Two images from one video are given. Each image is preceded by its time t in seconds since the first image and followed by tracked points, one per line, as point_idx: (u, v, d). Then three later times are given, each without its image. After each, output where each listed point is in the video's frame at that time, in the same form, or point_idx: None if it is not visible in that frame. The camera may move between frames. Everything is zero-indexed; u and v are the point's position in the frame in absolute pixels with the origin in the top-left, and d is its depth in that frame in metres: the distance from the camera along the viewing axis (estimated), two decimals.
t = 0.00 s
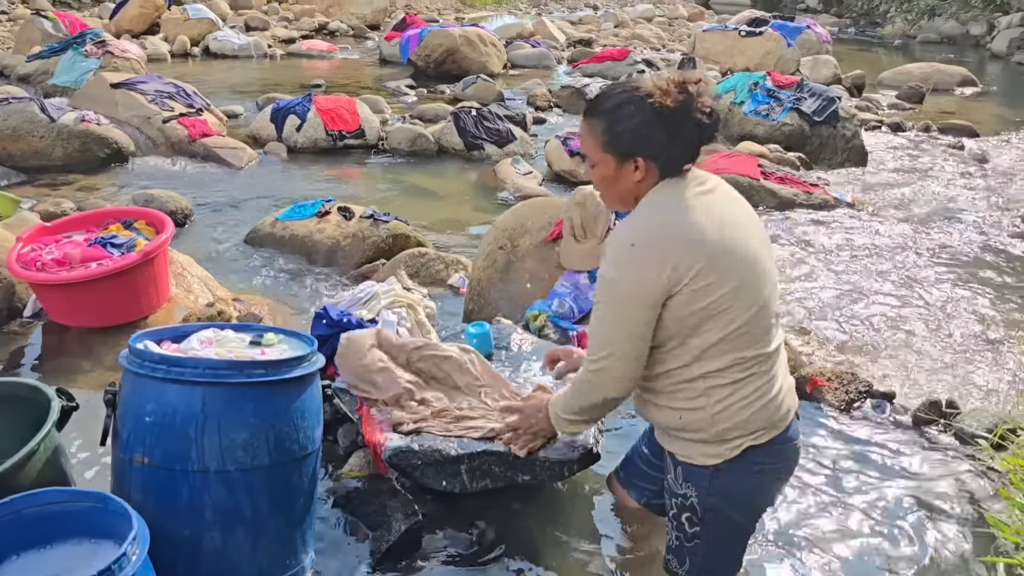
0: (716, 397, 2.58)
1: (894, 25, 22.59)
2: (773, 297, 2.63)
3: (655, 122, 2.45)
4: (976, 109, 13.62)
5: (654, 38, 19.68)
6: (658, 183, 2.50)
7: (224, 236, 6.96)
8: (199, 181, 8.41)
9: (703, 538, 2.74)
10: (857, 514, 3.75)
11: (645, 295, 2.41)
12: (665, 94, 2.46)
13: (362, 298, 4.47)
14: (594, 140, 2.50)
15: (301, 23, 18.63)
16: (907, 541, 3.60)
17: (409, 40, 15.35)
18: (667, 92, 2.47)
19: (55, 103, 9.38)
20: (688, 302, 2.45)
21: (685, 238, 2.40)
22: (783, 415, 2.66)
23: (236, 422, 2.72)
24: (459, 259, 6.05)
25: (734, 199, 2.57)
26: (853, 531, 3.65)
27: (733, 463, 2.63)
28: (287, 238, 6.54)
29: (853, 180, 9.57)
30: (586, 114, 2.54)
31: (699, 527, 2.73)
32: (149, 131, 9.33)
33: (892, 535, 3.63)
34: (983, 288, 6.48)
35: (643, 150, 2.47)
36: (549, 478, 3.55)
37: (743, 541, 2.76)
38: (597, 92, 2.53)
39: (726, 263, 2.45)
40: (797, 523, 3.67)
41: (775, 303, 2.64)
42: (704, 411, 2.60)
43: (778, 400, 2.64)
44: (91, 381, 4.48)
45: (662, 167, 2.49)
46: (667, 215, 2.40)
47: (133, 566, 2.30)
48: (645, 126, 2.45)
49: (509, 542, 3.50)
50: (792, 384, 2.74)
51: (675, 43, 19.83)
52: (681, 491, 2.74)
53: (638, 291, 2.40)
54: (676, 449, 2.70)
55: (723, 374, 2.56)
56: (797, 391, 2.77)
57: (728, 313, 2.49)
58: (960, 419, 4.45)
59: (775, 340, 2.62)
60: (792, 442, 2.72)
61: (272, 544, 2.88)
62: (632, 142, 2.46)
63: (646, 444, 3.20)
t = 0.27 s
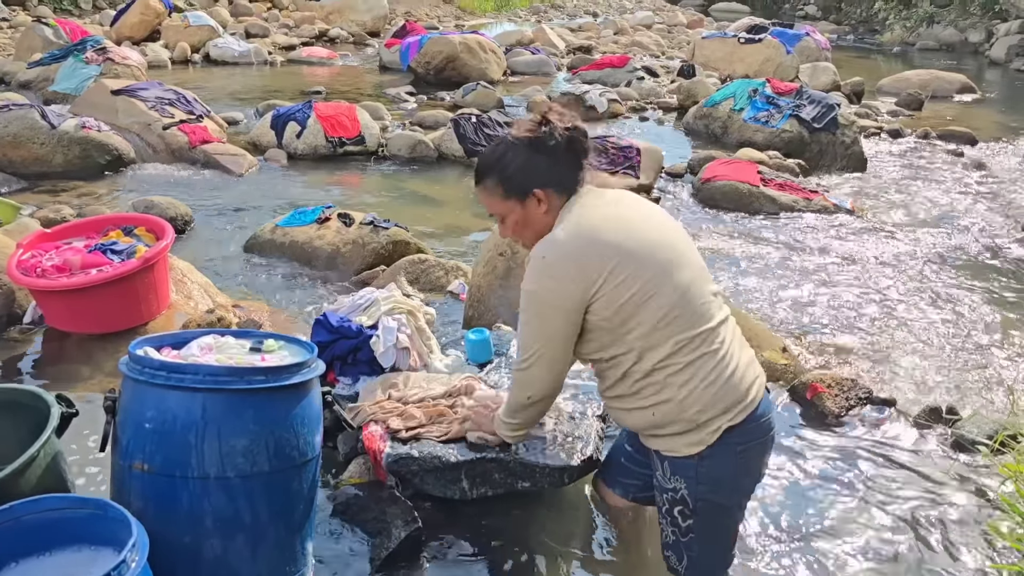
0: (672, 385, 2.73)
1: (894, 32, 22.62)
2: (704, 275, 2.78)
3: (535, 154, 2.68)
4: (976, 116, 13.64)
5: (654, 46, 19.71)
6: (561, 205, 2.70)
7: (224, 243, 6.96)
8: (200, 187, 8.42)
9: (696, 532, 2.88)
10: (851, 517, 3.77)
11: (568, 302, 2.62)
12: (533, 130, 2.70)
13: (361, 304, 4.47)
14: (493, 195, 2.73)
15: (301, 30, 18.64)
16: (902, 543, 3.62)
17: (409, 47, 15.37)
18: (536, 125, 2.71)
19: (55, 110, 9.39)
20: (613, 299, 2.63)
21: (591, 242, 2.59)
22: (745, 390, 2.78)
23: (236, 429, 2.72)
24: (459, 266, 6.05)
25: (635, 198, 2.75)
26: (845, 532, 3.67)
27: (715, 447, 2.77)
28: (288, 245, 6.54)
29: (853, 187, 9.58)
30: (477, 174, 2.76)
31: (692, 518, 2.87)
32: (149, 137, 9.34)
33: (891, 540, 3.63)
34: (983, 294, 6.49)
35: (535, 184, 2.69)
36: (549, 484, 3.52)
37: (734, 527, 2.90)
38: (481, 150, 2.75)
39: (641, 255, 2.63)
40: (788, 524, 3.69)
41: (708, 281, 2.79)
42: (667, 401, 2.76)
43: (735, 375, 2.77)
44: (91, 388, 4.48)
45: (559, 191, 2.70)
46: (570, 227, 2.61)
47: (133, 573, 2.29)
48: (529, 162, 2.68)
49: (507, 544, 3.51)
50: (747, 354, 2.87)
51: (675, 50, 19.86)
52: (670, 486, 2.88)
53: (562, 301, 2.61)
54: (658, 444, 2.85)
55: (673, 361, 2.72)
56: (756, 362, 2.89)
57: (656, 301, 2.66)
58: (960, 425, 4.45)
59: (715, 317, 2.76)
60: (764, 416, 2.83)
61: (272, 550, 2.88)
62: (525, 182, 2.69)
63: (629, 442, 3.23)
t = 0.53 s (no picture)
0: (670, 381, 2.76)
1: (892, 41, 22.67)
2: (703, 275, 2.83)
3: (558, 133, 2.73)
4: (974, 125, 13.66)
5: (654, 55, 19.75)
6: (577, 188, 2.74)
7: (224, 251, 6.97)
8: (200, 196, 8.43)
9: (690, 528, 2.91)
10: (845, 524, 3.76)
11: (571, 290, 2.64)
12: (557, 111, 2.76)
13: (361, 313, 4.49)
14: (511, 169, 2.74)
15: (302, 39, 18.69)
16: (899, 551, 3.62)
17: (409, 56, 15.40)
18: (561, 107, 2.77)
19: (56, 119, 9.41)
20: (616, 292, 2.67)
21: (597, 232, 2.62)
22: (741, 389, 2.83)
23: (235, 438, 2.72)
24: (458, 274, 6.07)
25: (640, 196, 2.81)
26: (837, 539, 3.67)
27: (711, 444, 2.80)
28: (287, 253, 6.55)
29: (852, 195, 9.59)
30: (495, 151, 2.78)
31: (687, 516, 2.90)
32: (150, 146, 9.36)
33: (890, 549, 3.63)
34: (981, 303, 6.49)
35: (557, 161, 2.72)
36: (548, 492, 3.60)
37: (729, 522, 2.93)
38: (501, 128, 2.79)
39: (646, 249, 2.67)
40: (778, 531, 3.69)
41: (708, 281, 2.83)
42: (664, 396, 2.78)
43: (731, 374, 2.81)
44: (90, 396, 4.48)
45: (577, 174, 2.75)
46: (578, 216, 2.65)
47: None
48: (552, 140, 2.72)
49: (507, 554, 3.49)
50: (743, 354, 2.92)
51: (675, 59, 19.91)
52: (666, 483, 2.92)
53: (565, 288, 2.63)
54: (654, 440, 2.87)
55: (671, 357, 2.75)
56: (751, 362, 2.94)
57: (659, 297, 2.69)
58: (959, 434, 4.45)
59: (713, 316, 2.81)
60: (758, 415, 2.88)
61: (271, 559, 2.88)
62: (546, 159, 2.72)
63: (622, 443, 3.29)
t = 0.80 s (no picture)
0: (685, 397, 2.75)
1: (892, 49, 22.72)
2: (718, 293, 2.83)
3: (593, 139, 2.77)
4: (974, 133, 13.68)
5: (654, 63, 19.80)
6: (603, 195, 2.76)
7: (224, 259, 6.98)
8: (200, 204, 8.44)
9: (700, 543, 2.87)
10: (844, 533, 3.76)
11: (594, 305, 2.60)
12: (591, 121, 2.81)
13: (361, 320, 4.49)
14: (544, 161, 2.73)
15: (303, 46, 18.74)
16: (896, 561, 3.61)
17: (409, 64, 15.44)
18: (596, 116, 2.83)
19: (57, 127, 9.43)
20: (639, 305, 2.63)
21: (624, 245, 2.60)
22: (752, 408, 2.83)
23: (233, 447, 2.72)
24: (458, 282, 6.07)
25: (660, 211, 2.80)
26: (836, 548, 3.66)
27: (720, 460, 2.79)
28: (287, 260, 6.55)
29: (852, 204, 9.60)
30: (526, 143, 2.77)
31: (697, 531, 2.87)
32: (151, 153, 9.37)
33: (889, 558, 3.62)
34: (981, 311, 6.49)
35: (590, 162, 2.74)
36: (548, 502, 3.49)
37: (739, 537, 2.90)
38: (532, 124, 2.80)
39: (667, 265, 2.66)
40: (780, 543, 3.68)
41: (720, 296, 2.83)
42: (678, 411, 2.76)
43: (744, 392, 2.81)
44: (89, 404, 4.47)
45: (604, 180, 2.77)
46: (604, 227, 2.63)
47: None
48: (589, 143, 2.75)
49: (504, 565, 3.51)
50: (753, 373, 2.93)
51: (675, 67, 19.95)
52: (675, 498, 2.89)
53: (590, 301, 2.59)
54: (663, 454, 2.85)
55: (686, 373, 2.73)
56: (761, 380, 2.94)
57: (678, 313, 2.68)
58: (959, 443, 4.44)
59: (726, 332, 2.80)
60: (767, 432, 2.88)
61: (268, 568, 2.87)
62: (581, 159, 2.73)
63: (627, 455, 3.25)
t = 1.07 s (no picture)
0: (701, 400, 2.71)
1: (892, 55, 22.76)
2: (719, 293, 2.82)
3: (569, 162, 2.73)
4: (974, 139, 13.67)
5: (654, 69, 19.82)
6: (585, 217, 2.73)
7: (222, 264, 6.97)
8: (199, 209, 8.44)
9: (724, 554, 2.82)
10: (842, 539, 3.74)
11: (598, 311, 2.58)
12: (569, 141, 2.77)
13: (358, 326, 4.48)
14: (521, 192, 2.72)
15: (303, 52, 18.76)
16: (897, 568, 3.59)
17: (409, 70, 15.46)
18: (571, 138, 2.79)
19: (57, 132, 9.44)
20: (643, 310, 2.61)
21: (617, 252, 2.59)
22: (768, 407, 2.79)
23: (227, 453, 2.70)
24: (456, 287, 6.05)
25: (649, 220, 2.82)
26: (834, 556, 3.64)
27: (746, 466, 2.74)
28: (286, 266, 6.54)
29: (852, 209, 9.58)
30: (504, 175, 2.76)
31: (721, 542, 2.82)
32: (150, 159, 9.37)
33: (890, 566, 3.60)
34: (980, 317, 6.47)
35: (567, 186, 2.72)
36: (545, 509, 3.48)
37: (761, 547, 2.86)
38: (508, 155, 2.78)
39: (664, 268, 2.65)
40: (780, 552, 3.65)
41: (721, 298, 2.82)
42: (697, 417, 2.72)
43: (758, 391, 2.78)
44: (86, 410, 4.46)
45: (585, 203, 2.75)
46: (594, 237, 2.62)
47: None
48: (564, 167, 2.72)
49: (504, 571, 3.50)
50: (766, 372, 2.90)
51: (675, 73, 19.97)
52: (699, 509, 2.83)
53: (591, 310, 2.58)
54: (685, 465, 2.81)
55: (700, 376, 2.70)
56: (772, 381, 2.91)
57: (682, 313, 2.66)
58: (959, 449, 4.42)
59: (732, 333, 2.78)
60: (788, 435, 2.85)
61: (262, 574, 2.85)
62: (557, 185, 2.71)
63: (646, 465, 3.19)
